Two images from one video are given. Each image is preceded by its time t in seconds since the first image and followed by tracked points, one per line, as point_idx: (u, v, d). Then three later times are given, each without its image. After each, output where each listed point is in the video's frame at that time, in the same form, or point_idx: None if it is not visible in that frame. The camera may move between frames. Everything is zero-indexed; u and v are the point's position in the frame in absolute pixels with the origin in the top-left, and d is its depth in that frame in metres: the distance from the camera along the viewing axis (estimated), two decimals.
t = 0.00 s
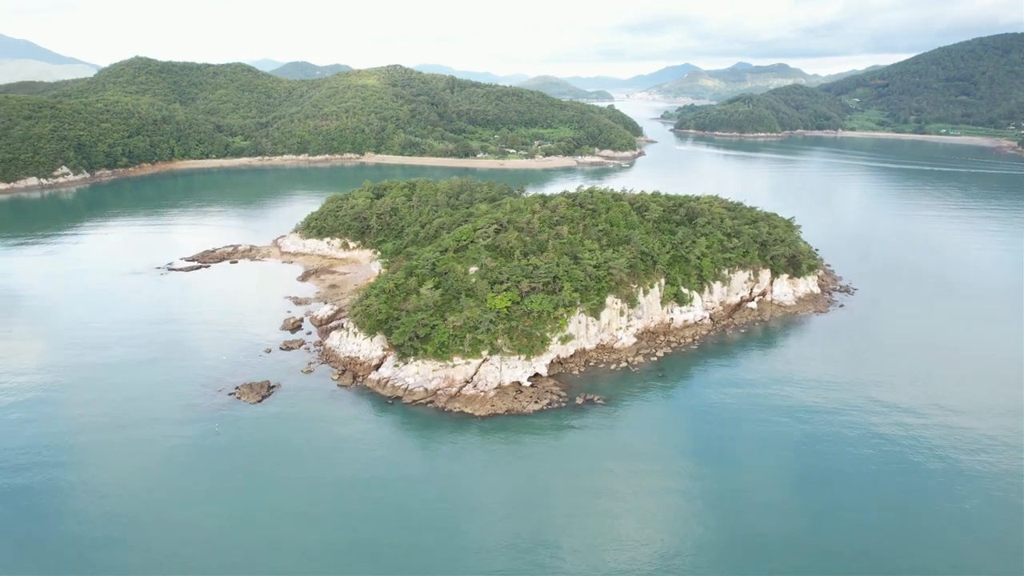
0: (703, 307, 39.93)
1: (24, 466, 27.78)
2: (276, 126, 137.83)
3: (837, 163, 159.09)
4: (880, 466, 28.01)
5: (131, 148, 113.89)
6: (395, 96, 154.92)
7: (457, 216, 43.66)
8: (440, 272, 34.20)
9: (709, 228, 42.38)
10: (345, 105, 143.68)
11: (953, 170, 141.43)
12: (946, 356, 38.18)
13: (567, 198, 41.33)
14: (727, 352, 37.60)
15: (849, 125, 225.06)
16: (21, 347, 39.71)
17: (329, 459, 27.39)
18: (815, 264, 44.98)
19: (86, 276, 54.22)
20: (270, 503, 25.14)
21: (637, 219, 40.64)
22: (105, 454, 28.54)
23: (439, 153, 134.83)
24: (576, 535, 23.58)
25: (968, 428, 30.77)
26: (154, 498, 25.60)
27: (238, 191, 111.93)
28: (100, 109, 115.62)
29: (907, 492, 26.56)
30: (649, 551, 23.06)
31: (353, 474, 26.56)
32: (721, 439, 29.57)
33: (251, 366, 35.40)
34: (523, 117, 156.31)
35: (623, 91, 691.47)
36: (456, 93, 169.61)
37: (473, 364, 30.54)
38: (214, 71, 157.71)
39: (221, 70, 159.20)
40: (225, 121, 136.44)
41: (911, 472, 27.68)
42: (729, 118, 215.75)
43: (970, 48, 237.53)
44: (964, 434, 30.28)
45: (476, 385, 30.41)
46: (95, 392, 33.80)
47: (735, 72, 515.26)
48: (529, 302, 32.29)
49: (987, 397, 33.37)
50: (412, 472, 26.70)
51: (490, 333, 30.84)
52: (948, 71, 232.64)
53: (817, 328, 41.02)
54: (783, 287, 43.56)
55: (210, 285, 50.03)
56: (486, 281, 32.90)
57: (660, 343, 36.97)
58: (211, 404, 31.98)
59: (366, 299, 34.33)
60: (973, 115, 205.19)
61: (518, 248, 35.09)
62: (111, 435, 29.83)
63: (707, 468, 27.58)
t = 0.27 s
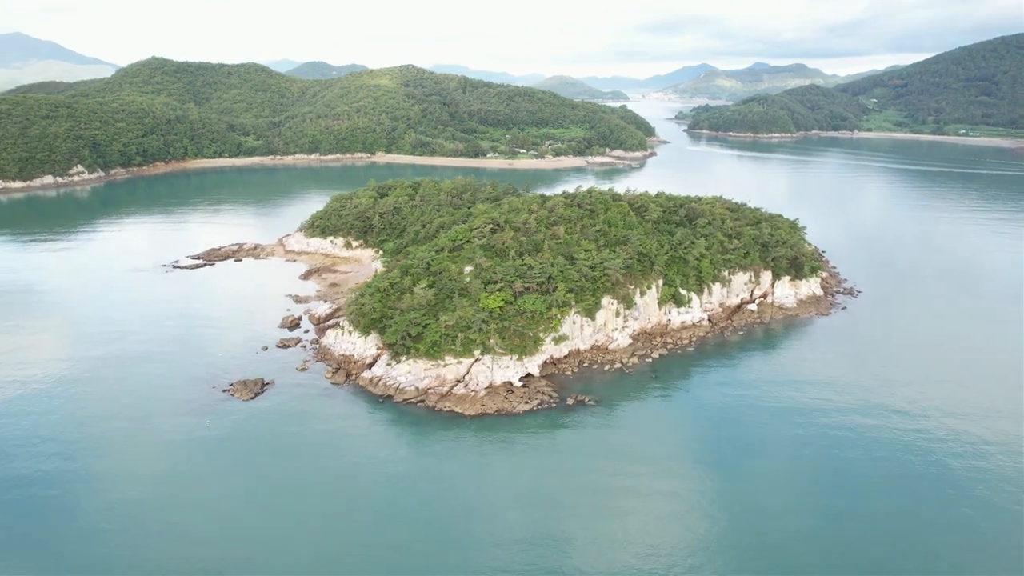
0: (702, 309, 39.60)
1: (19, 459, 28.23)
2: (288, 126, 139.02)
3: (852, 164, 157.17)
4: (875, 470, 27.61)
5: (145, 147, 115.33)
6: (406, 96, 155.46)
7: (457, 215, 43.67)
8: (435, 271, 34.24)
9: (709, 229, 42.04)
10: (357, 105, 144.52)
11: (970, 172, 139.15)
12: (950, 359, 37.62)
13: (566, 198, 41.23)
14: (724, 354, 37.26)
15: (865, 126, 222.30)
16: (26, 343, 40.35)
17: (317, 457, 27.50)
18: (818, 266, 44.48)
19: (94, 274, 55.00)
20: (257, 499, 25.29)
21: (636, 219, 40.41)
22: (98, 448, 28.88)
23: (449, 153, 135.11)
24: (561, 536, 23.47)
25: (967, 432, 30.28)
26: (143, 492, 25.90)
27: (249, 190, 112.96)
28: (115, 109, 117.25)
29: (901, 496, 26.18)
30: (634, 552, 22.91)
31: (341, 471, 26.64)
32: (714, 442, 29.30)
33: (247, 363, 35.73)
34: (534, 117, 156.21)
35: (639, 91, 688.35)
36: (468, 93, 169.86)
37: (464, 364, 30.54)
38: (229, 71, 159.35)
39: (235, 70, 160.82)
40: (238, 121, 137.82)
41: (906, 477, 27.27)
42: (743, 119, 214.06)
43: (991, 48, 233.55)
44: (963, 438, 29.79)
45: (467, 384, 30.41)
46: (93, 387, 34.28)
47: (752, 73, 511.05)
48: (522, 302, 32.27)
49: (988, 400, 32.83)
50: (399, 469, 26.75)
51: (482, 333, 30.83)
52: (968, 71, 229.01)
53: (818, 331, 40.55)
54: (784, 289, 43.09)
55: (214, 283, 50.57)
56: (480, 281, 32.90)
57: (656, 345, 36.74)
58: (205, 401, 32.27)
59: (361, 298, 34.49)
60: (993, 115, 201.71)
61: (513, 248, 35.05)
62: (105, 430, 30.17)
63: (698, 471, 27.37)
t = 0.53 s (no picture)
0: (701, 310, 39.34)
1: (17, 453, 28.67)
2: (299, 126, 140.05)
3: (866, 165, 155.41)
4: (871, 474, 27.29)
5: (158, 146, 116.64)
6: (417, 96, 155.92)
7: (457, 215, 43.71)
8: (431, 271, 34.31)
9: (710, 230, 41.78)
10: (367, 105, 145.23)
11: (988, 173, 136.99)
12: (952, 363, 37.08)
13: (565, 198, 41.12)
14: (723, 356, 37.01)
15: (881, 127, 219.75)
16: (31, 339, 40.96)
17: (310, 455, 27.65)
18: (820, 268, 44.07)
19: (102, 272, 55.70)
20: (248, 497, 25.45)
21: (636, 220, 40.23)
22: (95, 444, 29.23)
23: (458, 153, 135.30)
24: (549, 536, 23.40)
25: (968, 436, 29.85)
26: (134, 488, 26.18)
27: (259, 189, 113.90)
28: (130, 108, 118.70)
29: (896, 500, 25.86)
30: (619, 553, 22.82)
31: (332, 468, 26.77)
32: (709, 444, 29.07)
33: (245, 361, 36.06)
34: (545, 117, 156.01)
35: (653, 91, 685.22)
36: (479, 94, 170.04)
37: (458, 363, 30.57)
38: (242, 71, 160.80)
39: (248, 70, 162.24)
40: (250, 120, 139.04)
41: (903, 481, 26.89)
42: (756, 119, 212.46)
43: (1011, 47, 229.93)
44: (964, 442, 29.39)
45: (461, 383, 30.45)
46: (94, 383, 34.74)
47: (768, 73, 507.01)
48: (517, 302, 32.26)
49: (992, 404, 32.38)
50: (390, 468, 26.83)
51: (476, 333, 30.84)
52: (987, 71, 225.69)
53: (819, 333, 40.16)
54: (786, 291, 42.71)
55: (218, 281, 51.06)
56: (475, 281, 32.92)
57: (653, 346, 36.55)
58: (202, 398, 32.56)
59: (358, 297, 34.67)
60: (1013, 116, 198.49)
61: (510, 248, 35.03)
62: (103, 426, 30.55)
63: (691, 472, 27.19)
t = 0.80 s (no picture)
0: (702, 312, 38.97)
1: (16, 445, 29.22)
2: (314, 125, 141.25)
3: (885, 167, 153.09)
4: (868, 483, 26.95)
5: (174, 145, 118.23)
6: (431, 96, 156.36)
7: (459, 214, 43.77)
8: (428, 270, 34.40)
9: (712, 231, 41.44)
10: (381, 104, 146.02)
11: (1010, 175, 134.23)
12: (957, 369, 36.44)
13: (566, 199, 40.97)
14: (722, 358, 36.69)
15: (901, 128, 216.39)
16: (39, 334, 41.76)
17: (302, 451, 27.80)
18: (825, 271, 43.52)
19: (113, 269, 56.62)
20: (236, 492, 25.71)
21: (637, 220, 39.97)
22: (91, 437, 29.70)
23: (471, 153, 135.42)
24: (535, 538, 23.38)
25: (971, 445, 29.40)
26: (128, 481, 26.59)
27: (273, 188, 115.01)
28: (147, 108, 120.46)
29: (893, 510, 25.47)
30: (603, 554, 22.78)
31: (323, 465, 26.96)
32: (705, 447, 28.90)
33: (244, 358, 36.49)
34: (558, 117, 155.67)
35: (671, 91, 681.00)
36: (493, 93, 170.13)
37: (452, 363, 30.61)
38: (259, 71, 162.47)
39: (265, 70, 163.88)
40: (265, 120, 140.46)
41: (902, 492, 26.47)
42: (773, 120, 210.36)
43: None
44: (966, 451, 28.96)
45: (454, 383, 30.47)
46: (96, 378, 35.32)
47: (787, 73, 501.67)
48: (512, 302, 32.23)
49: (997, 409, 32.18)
50: (380, 465, 26.94)
51: (471, 333, 30.86)
52: (1012, 71, 221.37)
53: (822, 337, 39.66)
54: (789, 293, 42.25)
55: (224, 279, 51.68)
56: (471, 280, 32.94)
57: (651, 347, 36.32)
58: (199, 394, 32.99)
59: (356, 297, 34.87)
60: None
61: (507, 248, 35.01)
62: (102, 419, 31.05)
63: (683, 475, 26.98)
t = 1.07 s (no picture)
0: (701, 313, 38.67)
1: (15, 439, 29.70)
2: (325, 125, 142.18)
3: (900, 168, 151.10)
4: (865, 487, 26.66)
5: (187, 144, 119.52)
6: (442, 96, 156.70)
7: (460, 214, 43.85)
8: (424, 270, 34.47)
9: (713, 232, 41.12)
10: (393, 104, 146.64)
11: None
12: (960, 373, 35.91)
13: (566, 199, 40.82)
14: (721, 360, 36.40)
15: (919, 128, 213.52)
16: (46, 330, 42.43)
17: (295, 449, 27.97)
18: (829, 273, 43.05)
19: (121, 267, 57.37)
20: (228, 488, 25.94)
21: (637, 221, 39.75)
22: (89, 432, 30.09)
23: (481, 153, 135.50)
24: (522, 537, 23.39)
25: (971, 449, 29.02)
26: (121, 476, 26.94)
27: (284, 187, 115.87)
28: (161, 108, 121.91)
29: (889, 516, 25.12)
30: (587, 554, 22.76)
31: (313, 462, 27.15)
32: (699, 449, 28.70)
33: (242, 356, 36.85)
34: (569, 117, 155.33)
35: (686, 91, 677.10)
36: (505, 93, 170.20)
37: (446, 362, 30.66)
38: (272, 71, 163.81)
39: (278, 70, 165.19)
40: (278, 120, 141.58)
41: (898, 496, 26.15)
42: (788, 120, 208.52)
43: None
44: (967, 456, 28.57)
45: (448, 383, 30.51)
46: (98, 373, 35.82)
47: (804, 73, 496.92)
48: (507, 302, 32.22)
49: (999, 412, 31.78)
50: (371, 463, 27.07)
51: (465, 333, 30.89)
52: None
53: (824, 340, 39.25)
54: (792, 295, 41.82)
55: (229, 278, 52.17)
56: (467, 280, 32.97)
57: (648, 349, 36.12)
58: (196, 391, 33.35)
59: (353, 296, 35.06)
60: None
61: (504, 248, 34.98)
62: (101, 415, 31.45)
63: (675, 478, 26.79)
